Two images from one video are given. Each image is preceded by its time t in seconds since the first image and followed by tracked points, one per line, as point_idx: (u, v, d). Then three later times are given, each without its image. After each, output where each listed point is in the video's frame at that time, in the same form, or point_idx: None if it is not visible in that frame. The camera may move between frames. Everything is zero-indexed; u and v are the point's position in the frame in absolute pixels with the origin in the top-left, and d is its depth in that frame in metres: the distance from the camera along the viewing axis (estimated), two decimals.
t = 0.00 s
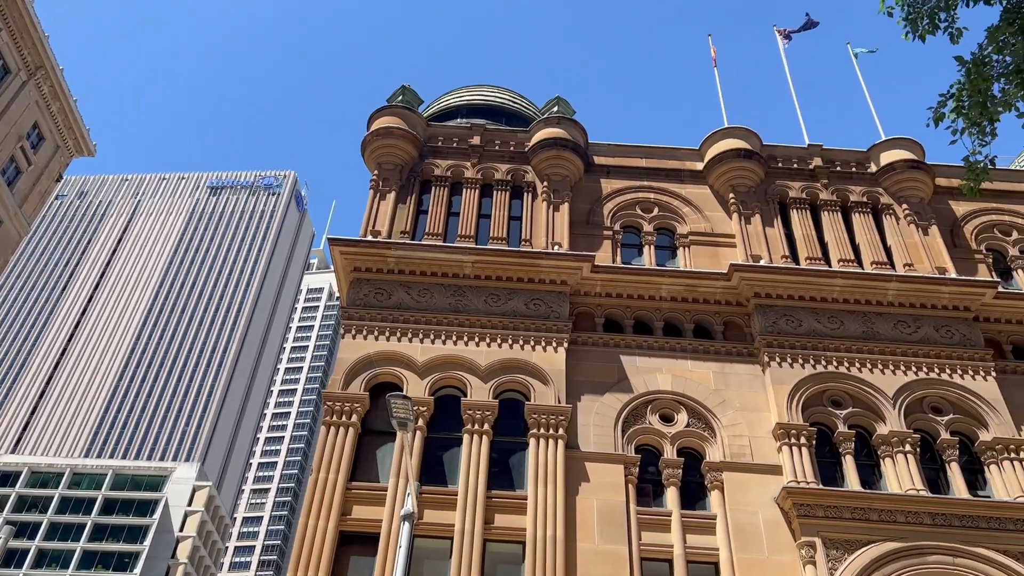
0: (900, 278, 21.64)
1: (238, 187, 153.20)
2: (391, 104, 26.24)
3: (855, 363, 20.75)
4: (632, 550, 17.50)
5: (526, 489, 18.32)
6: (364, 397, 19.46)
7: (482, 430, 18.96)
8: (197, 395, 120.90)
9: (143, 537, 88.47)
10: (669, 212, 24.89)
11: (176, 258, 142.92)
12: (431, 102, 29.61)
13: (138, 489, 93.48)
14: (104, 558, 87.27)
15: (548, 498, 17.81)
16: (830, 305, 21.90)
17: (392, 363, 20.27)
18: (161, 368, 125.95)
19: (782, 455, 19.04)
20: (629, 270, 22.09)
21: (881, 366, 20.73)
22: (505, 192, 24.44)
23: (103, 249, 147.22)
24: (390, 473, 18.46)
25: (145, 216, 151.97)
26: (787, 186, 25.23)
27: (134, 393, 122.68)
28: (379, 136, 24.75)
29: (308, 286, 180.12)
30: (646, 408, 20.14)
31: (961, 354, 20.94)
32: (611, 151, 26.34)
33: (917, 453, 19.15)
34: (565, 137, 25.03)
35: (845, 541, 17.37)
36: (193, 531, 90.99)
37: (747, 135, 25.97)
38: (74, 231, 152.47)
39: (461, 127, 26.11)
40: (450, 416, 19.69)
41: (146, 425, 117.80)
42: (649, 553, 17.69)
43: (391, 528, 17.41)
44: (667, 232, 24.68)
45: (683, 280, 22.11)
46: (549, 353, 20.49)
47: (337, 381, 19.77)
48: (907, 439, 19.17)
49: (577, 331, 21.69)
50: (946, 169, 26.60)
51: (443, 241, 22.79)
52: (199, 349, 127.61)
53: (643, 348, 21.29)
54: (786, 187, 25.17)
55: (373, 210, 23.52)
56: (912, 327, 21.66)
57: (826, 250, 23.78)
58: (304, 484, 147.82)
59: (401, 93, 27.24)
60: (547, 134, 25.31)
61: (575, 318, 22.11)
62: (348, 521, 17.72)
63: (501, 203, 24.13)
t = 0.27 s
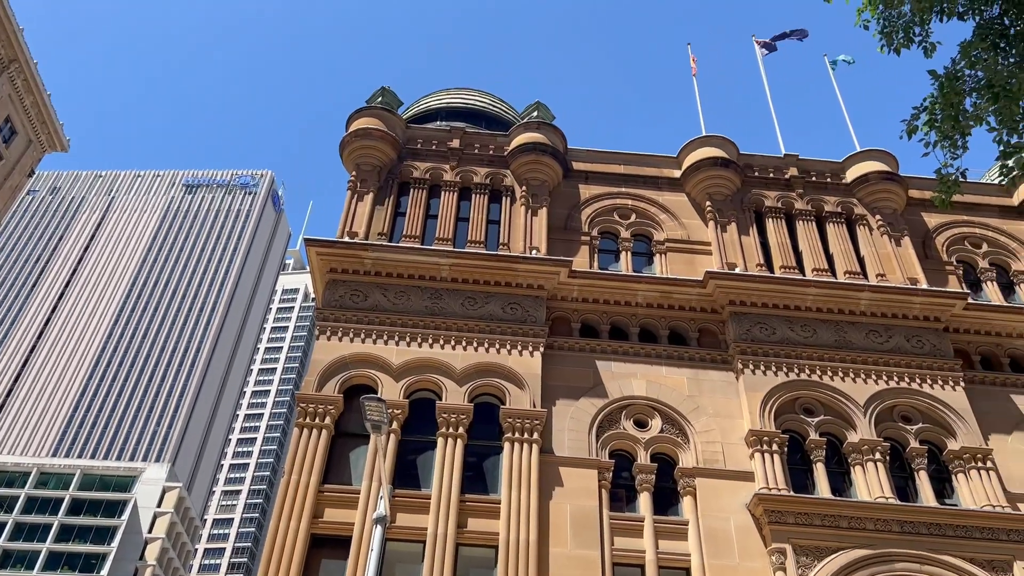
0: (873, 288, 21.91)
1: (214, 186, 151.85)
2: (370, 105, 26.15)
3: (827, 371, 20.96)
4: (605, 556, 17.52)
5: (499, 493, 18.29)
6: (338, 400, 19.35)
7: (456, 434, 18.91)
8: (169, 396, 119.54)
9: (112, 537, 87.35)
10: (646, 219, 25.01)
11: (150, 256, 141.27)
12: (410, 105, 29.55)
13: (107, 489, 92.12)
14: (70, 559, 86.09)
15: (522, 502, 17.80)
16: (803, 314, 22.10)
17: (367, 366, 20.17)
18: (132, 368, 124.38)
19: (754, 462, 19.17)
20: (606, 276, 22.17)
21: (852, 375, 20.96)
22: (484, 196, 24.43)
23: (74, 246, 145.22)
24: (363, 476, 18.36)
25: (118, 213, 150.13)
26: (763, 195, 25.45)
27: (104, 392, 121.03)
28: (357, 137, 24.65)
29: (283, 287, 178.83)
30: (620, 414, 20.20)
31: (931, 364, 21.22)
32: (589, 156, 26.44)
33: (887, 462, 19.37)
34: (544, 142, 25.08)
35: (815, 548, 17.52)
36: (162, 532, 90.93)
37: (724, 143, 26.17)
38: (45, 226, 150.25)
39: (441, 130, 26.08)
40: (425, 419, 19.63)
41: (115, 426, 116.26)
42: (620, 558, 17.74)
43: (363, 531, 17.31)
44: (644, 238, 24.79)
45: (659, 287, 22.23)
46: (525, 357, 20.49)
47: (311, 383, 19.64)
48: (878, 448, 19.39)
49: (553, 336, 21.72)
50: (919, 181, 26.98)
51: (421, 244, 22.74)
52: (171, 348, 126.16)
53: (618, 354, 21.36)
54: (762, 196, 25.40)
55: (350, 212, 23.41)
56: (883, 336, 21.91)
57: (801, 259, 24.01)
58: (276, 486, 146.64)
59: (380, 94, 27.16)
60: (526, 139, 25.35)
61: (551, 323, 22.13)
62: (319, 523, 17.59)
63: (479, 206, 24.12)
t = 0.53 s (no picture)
0: (846, 294, 22.15)
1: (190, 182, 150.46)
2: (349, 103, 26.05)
3: (800, 376, 21.15)
4: (578, 557, 17.55)
5: (473, 495, 18.27)
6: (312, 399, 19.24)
7: (431, 435, 18.86)
8: (140, 394, 118.22)
9: (80, 536, 86.19)
10: (624, 222, 25.11)
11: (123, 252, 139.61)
12: (389, 104, 29.48)
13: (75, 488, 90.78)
14: (37, 558, 85.07)
15: (496, 503, 17.79)
16: (778, 318, 22.29)
17: (342, 365, 20.08)
18: (103, 365, 122.88)
19: (727, 465, 19.30)
20: (583, 278, 22.24)
21: (825, 380, 21.16)
22: (462, 197, 24.41)
23: (46, 240, 143.26)
24: (337, 477, 18.27)
25: (92, 207, 148.30)
26: (740, 200, 25.64)
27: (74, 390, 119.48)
28: (336, 135, 24.54)
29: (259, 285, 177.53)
30: (596, 416, 20.26)
31: (902, 370, 21.47)
32: (568, 159, 26.51)
33: (858, 466, 19.58)
34: (523, 144, 25.11)
35: (786, 551, 17.68)
36: (132, 532, 89.36)
37: (702, 148, 26.35)
38: (17, 219, 148.10)
39: (420, 130, 26.03)
40: (400, 420, 19.57)
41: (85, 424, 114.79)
42: (593, 559, 17.79)
43: (336, 531, 17.22)
44: (621, 242, 24.89)
45: (635, 290, 22.34)
46: (501, 358, 20.50)
47: (285, 382, 19.52)
48: (849, 452, 19.60)
49: (530, 337, 21.74)
50: (892, 189, 27.32)
51: (398, 243, 22.68)
52: (144, 345, 124.83)
53: (595, 356, 21.43)
54: (738, 201, 25.59)
55: (327, 210, 23.30)
56: (856, 342, 22.15)
57: (776, 265, 24.22)
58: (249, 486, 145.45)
59: (360, 92, 27.06)
60: (506, 140, 25.36)
61: (528, 324, 22.16)
62: (292, 523, 17.48)
63: (458, 207, 24.10)
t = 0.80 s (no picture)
0: (821, 296, 22.37)
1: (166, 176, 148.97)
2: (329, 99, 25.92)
3: (775, 377, 21.33)
4: (553, 557, 17.58)
5: (448, 493, 18.25)
6: (287, 396, 19.13)
7: (408, 433, 18.81)
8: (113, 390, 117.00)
9: (50, 533, 85.25)
10: (603, 222, 25.18)
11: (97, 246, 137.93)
12: (369, 100, 29.37)
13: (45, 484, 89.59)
14: (7, 555, 84.41)
15: (471, 502, 17.78)
16: (753, 320, 22.46)
17: (318, 363, 19.98)
18: (75, 361, 121.46)
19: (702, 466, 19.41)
20: (561, 278, 22.29)
21: (799, 381, 21.35)
22: (441, 195, 24.37)
23: (18, 232, 141.21)
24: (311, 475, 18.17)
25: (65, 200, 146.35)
26: (718, 202, 25.81)
27: (46, 386, 117.99)
28: (314, 130, 24.41)
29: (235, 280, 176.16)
30: (572, 416, 20.30)
31: (875, 373, 21.71)
32: (548, 159, 26.54)
33: (830, 467, 19.78)
34: (503, 143, 25.11)
35: (759, 551, 17.82)
36: (103, 529, 88.30)
37: (681, 150, 26.48)
38: None
39: (400, 127, 25.95)
40: (376, 418, 19.51)
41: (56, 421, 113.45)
42: (568, 559, 17.83)
43: (310, 529, 17.13)
44: (599, 242, 24.96)
45: (613, 290, 22.42)
46: (479, 357, 20.49)
47: (260, 379, 19.38)
48: (821, 453, 19.79)
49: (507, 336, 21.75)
50: (867, 194, 27.62)
51: (377, 241, 22.60)
52: (117, 341, 123.49)
53: (572, 356, 21.47)
54: (716, 203, 25.74)
55: (305, 206, 23.16)
56: (830, 344, 22.38)
57: (752, 267, 24.40)
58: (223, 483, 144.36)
59: (339, 89, 26.93)
60: (486, 139, 25.34)
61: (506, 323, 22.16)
62: (265, 521, 17.36)
63: (437, 205, 24.06)
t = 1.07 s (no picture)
0: (798, 296, 22.55)
1: (144, 168, 147.38)
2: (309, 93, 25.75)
3: (752, 376, 21.47)
4: (529, 554, 17.59)
5: (426, 491, 18.21)
6: (264, 392, 19.00)
7: (385, 430, 18.75)
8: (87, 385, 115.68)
9: (22, 529, 84.10)
10: (583, 221, 25.22)
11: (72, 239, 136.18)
12: (350, 95, 29.21)
13: (17, 479, 88.33)
14: None
15: (449, 499, 17.75)
16: (731, 319, 22.60)
17: (295, 359, 19.86)
18: (48, 355, 119.93)
19: (678, 464, 19.51)
20: (540, 275, 22.30)
21: (776, 380, 21.51)
22: (421, 191, 24.30)
23: None
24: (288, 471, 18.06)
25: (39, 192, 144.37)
26: (697, 202, 25.92)
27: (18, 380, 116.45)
28: (294, 125, 24.25)
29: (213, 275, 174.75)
30: (550, 413, 20.33)
31: (850, 372, 21.92)
32: (529, 156, 26.54)
33: (806, 466, 19.94)
34: (484, 140, 25.08)
35: (734, 549, 17.93)
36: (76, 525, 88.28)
37: (661, 150, 26.57)
38: None
39: (381, 123, 25.84)
40: (354, 414, 19.43)
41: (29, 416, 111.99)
42: (545, 556, 17.86)
43: (285, 526, 17.03)
44: (579, 240, 25.00)
45: (592, 288, 22.47)
46: (458, 354, 20.47)
47: (237, 374, 19.24)
48: (797, 452, 19.95)
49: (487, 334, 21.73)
50: (845, 195, 27.87)
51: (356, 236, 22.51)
52: (92, 336, 122.10)
53: (551, 353, 21.49)
54: (696, 203, 25.86)
55: (284, 201, 23.01)
56: (807, 344, 22.56)
57: (731, 266, 24.55)
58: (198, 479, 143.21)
59: (319, 83, 26.76)
60: (466, 136, 25.30)
61: (485, 321, 22.15)
62: (241, 518, 17.23)
63: (417, 201, 23.99)
